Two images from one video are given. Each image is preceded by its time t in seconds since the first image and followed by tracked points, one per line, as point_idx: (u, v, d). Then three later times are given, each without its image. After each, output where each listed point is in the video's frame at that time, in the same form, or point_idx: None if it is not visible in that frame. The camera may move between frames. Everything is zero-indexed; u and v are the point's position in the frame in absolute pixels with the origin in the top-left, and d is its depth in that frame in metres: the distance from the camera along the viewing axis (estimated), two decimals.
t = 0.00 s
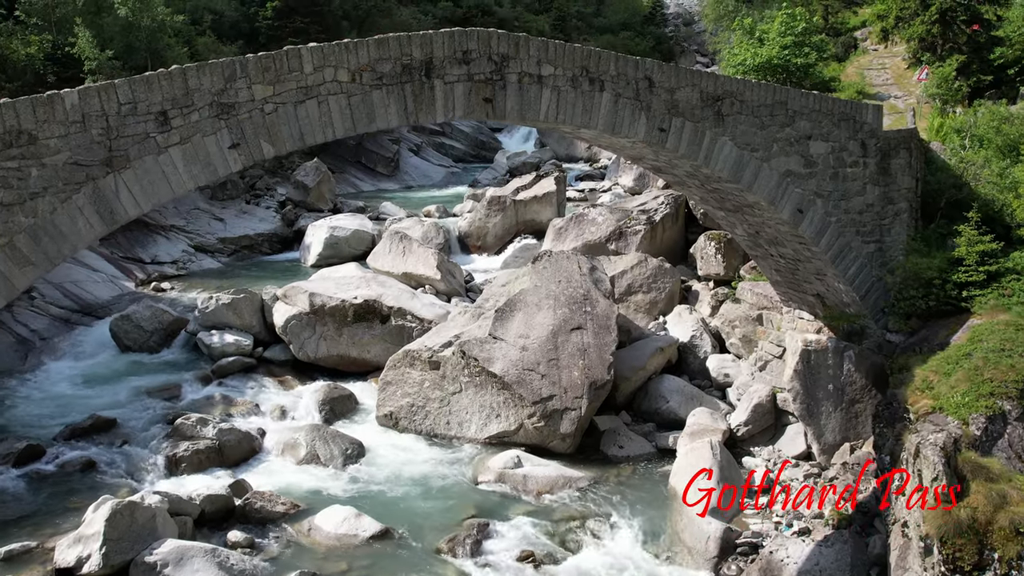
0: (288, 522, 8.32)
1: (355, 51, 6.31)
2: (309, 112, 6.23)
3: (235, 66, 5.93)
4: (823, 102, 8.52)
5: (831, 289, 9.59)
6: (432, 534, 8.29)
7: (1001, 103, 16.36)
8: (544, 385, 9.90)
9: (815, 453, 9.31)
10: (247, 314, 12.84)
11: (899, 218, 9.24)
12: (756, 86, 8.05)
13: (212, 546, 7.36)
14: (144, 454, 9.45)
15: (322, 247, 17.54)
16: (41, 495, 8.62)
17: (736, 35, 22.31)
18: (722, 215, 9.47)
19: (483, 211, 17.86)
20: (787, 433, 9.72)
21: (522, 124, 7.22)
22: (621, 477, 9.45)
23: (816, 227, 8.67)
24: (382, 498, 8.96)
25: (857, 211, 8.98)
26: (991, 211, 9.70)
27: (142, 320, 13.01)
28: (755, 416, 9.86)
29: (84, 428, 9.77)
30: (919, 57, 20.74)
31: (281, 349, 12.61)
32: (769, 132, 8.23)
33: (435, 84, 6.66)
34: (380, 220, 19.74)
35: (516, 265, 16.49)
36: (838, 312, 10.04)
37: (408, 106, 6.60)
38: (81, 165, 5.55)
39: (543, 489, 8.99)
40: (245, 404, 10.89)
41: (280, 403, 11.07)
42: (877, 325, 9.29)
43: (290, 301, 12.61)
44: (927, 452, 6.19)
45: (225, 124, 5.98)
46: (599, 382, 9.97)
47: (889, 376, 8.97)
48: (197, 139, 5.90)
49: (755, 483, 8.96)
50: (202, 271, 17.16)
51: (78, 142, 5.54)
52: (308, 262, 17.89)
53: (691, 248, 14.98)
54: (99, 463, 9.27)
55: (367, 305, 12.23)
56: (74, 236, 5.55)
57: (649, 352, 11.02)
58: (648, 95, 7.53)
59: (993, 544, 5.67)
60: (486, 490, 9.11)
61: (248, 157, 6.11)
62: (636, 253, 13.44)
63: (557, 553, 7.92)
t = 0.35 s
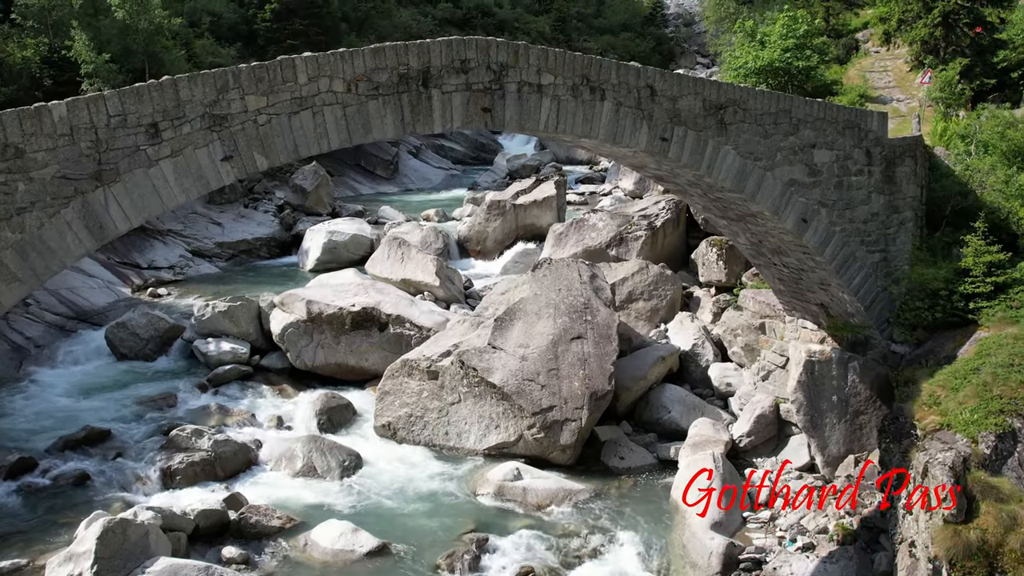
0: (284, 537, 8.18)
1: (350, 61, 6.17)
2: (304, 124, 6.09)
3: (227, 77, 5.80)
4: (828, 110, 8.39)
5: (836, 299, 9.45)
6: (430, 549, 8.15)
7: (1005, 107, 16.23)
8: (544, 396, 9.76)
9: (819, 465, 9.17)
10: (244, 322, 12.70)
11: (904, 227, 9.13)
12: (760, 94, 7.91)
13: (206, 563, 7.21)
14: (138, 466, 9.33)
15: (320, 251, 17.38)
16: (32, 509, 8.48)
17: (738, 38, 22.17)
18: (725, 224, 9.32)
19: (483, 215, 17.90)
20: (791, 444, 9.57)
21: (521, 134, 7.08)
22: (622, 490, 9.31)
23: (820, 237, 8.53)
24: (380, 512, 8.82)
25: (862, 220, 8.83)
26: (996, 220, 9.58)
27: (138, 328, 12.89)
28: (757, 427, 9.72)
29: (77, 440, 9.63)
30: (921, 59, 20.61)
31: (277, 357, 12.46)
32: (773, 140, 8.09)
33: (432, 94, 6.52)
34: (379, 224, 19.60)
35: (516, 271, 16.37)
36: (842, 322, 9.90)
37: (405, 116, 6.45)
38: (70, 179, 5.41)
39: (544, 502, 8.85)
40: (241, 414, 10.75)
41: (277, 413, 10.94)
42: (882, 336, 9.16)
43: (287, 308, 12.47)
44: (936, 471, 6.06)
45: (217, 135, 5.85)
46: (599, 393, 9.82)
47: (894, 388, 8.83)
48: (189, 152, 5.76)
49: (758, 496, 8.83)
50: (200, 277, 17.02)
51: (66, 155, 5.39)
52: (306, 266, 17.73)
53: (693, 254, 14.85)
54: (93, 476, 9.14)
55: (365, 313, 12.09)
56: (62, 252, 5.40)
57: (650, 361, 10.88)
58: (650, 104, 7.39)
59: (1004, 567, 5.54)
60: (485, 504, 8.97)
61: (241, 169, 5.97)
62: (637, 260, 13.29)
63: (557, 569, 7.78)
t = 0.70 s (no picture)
0: (279, 553, 8.04)
1: (345, 71, 6.02)
2: (298, 136, 5.95)
3: (218, 89, 5.65)
4: (833, 118, 8.24)
5: (840, 310, 9.29)
6: (428, 565, 8.01)
7: (1008, 111, 16.09)
8: (543, 407, 9.61)
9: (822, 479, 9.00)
10: (240, 330, 12.57)
11: (908, 237, 9.00)
12: (764, 102, 7.77)
13: None
14: (131, 480, 9.19)
15: (318, 257, 17.23)
16: (23, 524, 8.34)
17: (739, 41, 22.03)
18: (727, 233, 9.17)
19: (483, 220, 17.58)
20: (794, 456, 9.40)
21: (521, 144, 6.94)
22: (623, 503, 9.18)
23: (824, 248, 8.38)
24: (377, 526, 8.68)
25: (867, 230, 8.69)
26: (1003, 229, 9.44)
27: (133, 336, 12.76)
28: (760, 438, 9.57)
29: (70, 452, 9.50)
30: (924, 62, 20.48)
31: (274, 365, 12.31)
32: (776, 149, 7.94)
33: (430, 105, 6.37)
34: (378, 229, 19.46)
35: (516, 277, 16.23)
36: (845, 333, 9.78)
37: (401, 127, 6.30)
38: (57, 194, 5.24)
39: (543, 516, 8.71)
40: (237, 425, 10.60)
41: (273, 424, 10.81)
42: (887, 348, 9.04)
43: (284, 316, 12.34)
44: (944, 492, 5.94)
45: (209, 148, 5.70)
46: (600, 404, 9.68)
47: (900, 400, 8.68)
48: (180, 165, 5.62)
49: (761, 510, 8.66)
50: (197, 282, 16.88)
51: (53, 169, 5.21)
52: (303, 272, 17.56)
53: (693, 260, 14.72)
54: (86, 489, 9.01)
55: (362, 321, 11.95)
56: (49, 269, 5.23)
57: (651, 371, 10.73)
58: (652, 113, 7.25)
59: None
60: (483, 517, 8.83)
61: (233, 183, 5.83)
62: (638, 267, 13.16)
63: None
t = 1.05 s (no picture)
0: (274, 568, 7.90)
1: (341, 82, 5.89)
2: (292, 148, 5.82)
3: (211, 100, 5.52)
4: (838, 126, 8.10)
5: (844, 320, 9.11)
6: None
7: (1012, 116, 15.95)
8: (544, 419, 9.48)
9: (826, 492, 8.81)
10: (237, 338, 12.45)
11: (914, 246, 8.88)
12: (768, 111, 7.64)
13: None
14: (126, 493, 9.07)
15: (317, 262, 17.07)
16: (16, 539, 8.22)
17: (740, 43, 21.89)
18: (730, 243, 9.03)
19: (482, 225, 17.50)
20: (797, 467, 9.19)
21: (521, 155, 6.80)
22: (625, 516, 9.04)
23: (829, 258, 8.25)
24: (374, 541, 8.55)
25: (873, 240, 8.55)
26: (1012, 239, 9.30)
27: (129, 344, 12.63)
28: (764, 450, 9.42)
29: (63, 465, 9.38)
30: (926, 65, 20.33)
31: (271, 374, 12.18)
32: (781, 159, 7.81)
33: (427, 115, 6.23)
34: (377, 234, 19.33)
35: (516, 282, 16.10)
36: (849, 344, 9.69)
37: (397, 139, 6.15)
38: (44, 210, 5.09)
39: (543, 530, 8.57)
40: (233, 435, 10.45)
41: (270, 434, 10.66)
42: (893, 359, 8.96)
43: (282, 324, 12.21)
44: (955, 514, 5.90)
45: (201, 161, 5.57)
46: (601, 415, 9.54)
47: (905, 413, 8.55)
48: (171, 179, 5.48)
49: (764, 524, 8.39)
50: (194, 287, 16.76)
51: (40, 184, 5.06)
52: (301, 277, 17.40)
53: (695, 266, 14.58)
54: (79, 503, 8.88)
55: (360, 329, 11.81)
56: (37, 287, 5.08)
57: (653, 381, 10.59)
58: (654, 123, 7.12)
59: None
60: (482, 532, 8.70)
61: (226, 197, 5.70)
62: (638, 274, 13.04)
63: None
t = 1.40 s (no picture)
0: None
1: (336, 93, 5.75)
2: (286, 161, 5.68)
3: (202, 113, 5.38)
4: (843, 135, 7.96)
5: (849, 331, 8.97)
6: None
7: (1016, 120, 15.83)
8: (543, 430, 9.33)
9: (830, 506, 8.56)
10: (233, 346, 12.31)
11: (920, 256, 8.76)
12: (772, 120, 7.50)
13: None
14: (119, 506, 8.92)
15: (315, 267, 16.91)
16: (7, 555, 8.07)
17: (741, 46, 21.78)
18: (732, 253, 8.89)
19: (481, 230, 17.34)
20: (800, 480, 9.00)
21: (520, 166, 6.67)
22: (626, 530, 8.89)
23: (833, 269, 8.11)
24: (372, 557, 8.41)
25: (878, 250, 8.41)
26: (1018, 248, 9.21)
27: (124, 352, 12.50)
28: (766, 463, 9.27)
29: (56, 477, 9.23)
30: (929, 68, 20.22)
31: (268, 383, 12.05)
32: (785, 169, 7.67)
33: (425, 127, 6.09)
34: (375, 238, 19.20)
35: (516, 288, 15.96)
36: (854, 355, 9.59)
37: (394, 151, 6.02)
38: (31, 226, 4.93)
39: (543, 544, 8.42)
40: (228, 447, 10.31)
41: (266, 444, 10.53)
42: (898, 371, 9.07)
43: (279, 332, 12.06)
44: (965, 537, 5.99)
45: (192, 175, 5.43)
46: (602, 427, 9.39)
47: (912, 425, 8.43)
48: (161, 194, 5.34)
49: (767, 538, 8.20)
50: (191, 293, 16.61)
51: (26, 200, 4.90)
52: (298, 282, 17.24)
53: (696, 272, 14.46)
54: (72, 517, 8.74)
55: (358, 337, 11.67)
56: (23, 305, 4.91)
57: (654, 391, 10.45)
58: (656, 133, 6.98)
59: None
60: (481, 546, 8.56)
61: (218, 212, 5.56)
62: (640, 282, 12.90)
63: None
